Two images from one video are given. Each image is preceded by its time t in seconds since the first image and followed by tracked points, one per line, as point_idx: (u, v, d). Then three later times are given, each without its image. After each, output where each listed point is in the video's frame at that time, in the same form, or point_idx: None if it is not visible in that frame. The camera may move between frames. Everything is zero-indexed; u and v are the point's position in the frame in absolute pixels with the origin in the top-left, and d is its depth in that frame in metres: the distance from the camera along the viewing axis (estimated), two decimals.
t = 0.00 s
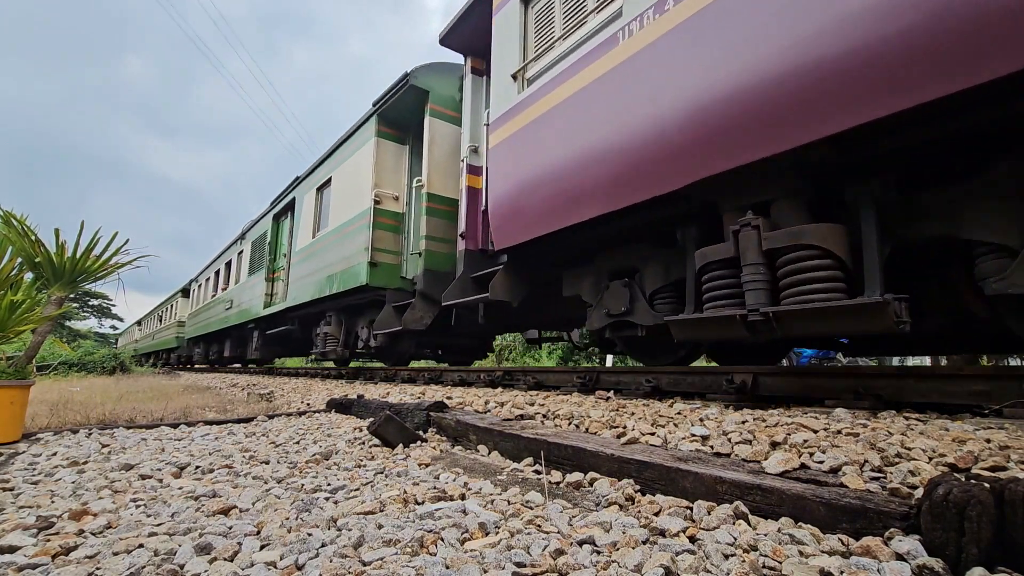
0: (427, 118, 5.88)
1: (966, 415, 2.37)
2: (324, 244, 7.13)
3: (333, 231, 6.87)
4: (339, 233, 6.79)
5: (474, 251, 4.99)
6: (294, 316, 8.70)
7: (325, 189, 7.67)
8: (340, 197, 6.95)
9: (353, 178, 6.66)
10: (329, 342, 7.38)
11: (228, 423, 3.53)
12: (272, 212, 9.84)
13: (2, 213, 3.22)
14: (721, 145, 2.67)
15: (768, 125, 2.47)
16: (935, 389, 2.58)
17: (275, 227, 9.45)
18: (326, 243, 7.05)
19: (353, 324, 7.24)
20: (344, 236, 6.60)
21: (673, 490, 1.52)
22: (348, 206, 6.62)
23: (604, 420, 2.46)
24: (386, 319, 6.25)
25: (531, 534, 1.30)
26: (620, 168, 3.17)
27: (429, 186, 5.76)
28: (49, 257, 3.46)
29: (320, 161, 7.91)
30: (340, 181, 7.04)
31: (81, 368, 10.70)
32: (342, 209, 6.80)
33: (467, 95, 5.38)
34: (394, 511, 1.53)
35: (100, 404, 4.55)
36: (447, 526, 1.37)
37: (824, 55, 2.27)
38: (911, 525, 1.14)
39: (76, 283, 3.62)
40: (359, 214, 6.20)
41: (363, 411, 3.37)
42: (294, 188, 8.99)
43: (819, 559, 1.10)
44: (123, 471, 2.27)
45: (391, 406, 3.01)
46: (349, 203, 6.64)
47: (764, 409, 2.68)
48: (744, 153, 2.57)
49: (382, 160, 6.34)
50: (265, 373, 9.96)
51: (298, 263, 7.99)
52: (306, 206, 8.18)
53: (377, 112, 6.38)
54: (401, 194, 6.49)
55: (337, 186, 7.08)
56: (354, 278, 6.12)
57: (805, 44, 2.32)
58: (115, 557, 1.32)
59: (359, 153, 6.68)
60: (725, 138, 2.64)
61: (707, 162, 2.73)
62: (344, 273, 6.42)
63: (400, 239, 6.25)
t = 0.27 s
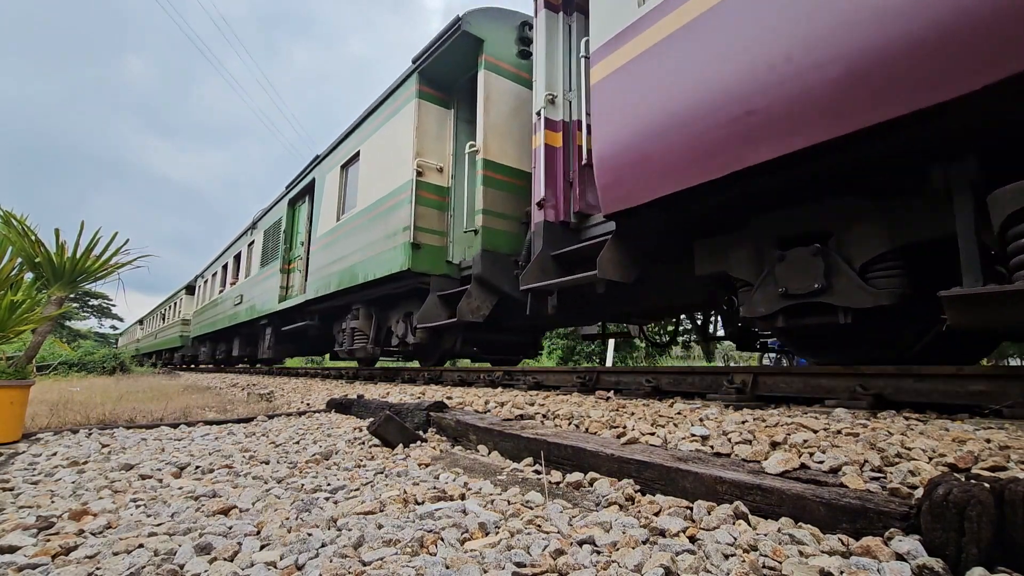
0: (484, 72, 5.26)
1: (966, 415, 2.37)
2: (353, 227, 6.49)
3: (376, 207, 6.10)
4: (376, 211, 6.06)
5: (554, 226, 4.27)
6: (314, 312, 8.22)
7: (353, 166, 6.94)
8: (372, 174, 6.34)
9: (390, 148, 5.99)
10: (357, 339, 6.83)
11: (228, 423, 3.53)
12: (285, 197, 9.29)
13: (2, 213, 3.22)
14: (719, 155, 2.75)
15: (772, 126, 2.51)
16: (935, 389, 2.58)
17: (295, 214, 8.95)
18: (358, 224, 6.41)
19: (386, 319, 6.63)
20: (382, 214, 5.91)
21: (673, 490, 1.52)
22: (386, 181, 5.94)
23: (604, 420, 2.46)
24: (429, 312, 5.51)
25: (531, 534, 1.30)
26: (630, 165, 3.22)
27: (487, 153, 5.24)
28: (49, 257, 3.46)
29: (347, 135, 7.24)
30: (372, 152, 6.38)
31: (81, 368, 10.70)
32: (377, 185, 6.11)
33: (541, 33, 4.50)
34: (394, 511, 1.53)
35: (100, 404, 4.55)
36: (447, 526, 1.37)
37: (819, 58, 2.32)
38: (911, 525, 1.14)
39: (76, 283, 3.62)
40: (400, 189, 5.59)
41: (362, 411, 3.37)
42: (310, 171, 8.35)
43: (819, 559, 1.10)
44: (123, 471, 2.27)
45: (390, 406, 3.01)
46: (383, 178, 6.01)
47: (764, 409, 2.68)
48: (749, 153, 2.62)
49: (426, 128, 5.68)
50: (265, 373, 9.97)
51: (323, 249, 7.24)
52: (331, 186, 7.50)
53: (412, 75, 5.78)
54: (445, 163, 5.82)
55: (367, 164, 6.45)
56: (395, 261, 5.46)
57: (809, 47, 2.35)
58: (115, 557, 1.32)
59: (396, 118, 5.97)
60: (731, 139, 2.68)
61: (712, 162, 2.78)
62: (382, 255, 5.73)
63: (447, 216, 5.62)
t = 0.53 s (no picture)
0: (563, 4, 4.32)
1: (966, 415, 2.36)
2: (386, 203, 5.71)
3: (413, 179, 5.34)
4: (422, 181, 5.25)
5: (684, 182, 3.37)
6: (336, 304, 7.40)
7: (382, 138, 6.21)
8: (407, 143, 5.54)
9: (430, 114, 5.24)
10: (394, 335, 5.90)
11: (228, 423, 3.53)
12: (299, 185, 8.73)
13: (2, 213, 3.22)
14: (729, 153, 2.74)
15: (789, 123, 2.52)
16: (935, 389, 2.58)
17: (312, 198, 8.27)
18: (395, 198, 5.57)
19: (427, 311, 5.87)
20: (429, 184, 5.07)
21: (673, 490, 1.52)
22: (428, 150, 5.20)
23: (604, 420, 2.46)
24: (491, 302, 4.62)
25: (531, 534, 1.30)
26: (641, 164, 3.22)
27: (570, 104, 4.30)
28: (49, 257, 3.46)
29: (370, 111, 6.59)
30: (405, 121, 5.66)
31: (81, 368, 10.70)
32: (417, 155, 5.35)
33: None
34: (394, 512, 1.53)
35: (100, 404, 4.55)
36: (447, 526, 1.37)
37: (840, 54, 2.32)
38: (911, 526, 1.14)
39: (76, 283, 3.62)
40: (451, 155, 4.80)
41: (363, 411, 3.37)
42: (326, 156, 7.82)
43: (819, 559, 1.10)
44: (123, 471, 2.27)
45: (390, 406, 3.01)
46: (429, 140, 5.17)
47: (764, 409, 2.68)
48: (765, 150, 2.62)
49: (483, 81, 4.80)
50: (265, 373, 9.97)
51: (348, 234, 6.60)
52: (356, 163, 6.64)
53: (468, 16, 4.87)
54: (508, 125, 4.96)
55: (410, 125, 5.53)
56: (449, 237, 4.65)
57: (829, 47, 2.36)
58: (115, 557, 1.32)
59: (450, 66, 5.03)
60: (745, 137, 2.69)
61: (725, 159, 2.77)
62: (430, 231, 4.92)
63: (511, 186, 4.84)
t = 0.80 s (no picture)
0: None
1: (966, 416, 2.37)
2: (417, 183, 4.93)
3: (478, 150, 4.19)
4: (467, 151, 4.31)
5: (933, 98, 2.25)
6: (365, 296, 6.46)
7: (418, 102, 5.25)
8: (460, 102, 4.49)
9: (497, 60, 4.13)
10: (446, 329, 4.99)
11: (228, 423, 3.53)
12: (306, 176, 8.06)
13: (2, 213, 3.22)
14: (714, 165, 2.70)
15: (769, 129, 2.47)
16: (935, 389, 2.57)
17: (335, 178, 7.17)
18: (427, 179, 4.82)
19: (486, 300, 4.91)
20: (490, 146, 4.07)
21: (673, 490, 1.52)
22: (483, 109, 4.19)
23: (604, 420, 2.46)
24: (588, 284, 3.56)
25: (531, 534, 1.30)
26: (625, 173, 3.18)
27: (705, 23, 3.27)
28: (49, 257, 3.46)
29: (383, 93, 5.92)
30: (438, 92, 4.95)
31: (81, 368, 10.70)
32: (461, 121, 4.45)
33: None
34: (394, 511, 1.53)
35: (100, 404, 4.55)
36: (447, 526, 1.37)
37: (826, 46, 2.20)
38: (911, 525, 1.14)
39: (76, 283, 3.62)
40: (547, 93, 3.59)
41: (363, 411, 3.37)
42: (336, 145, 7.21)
43: (819, 559, 1.10)
44: (123, 471, 2.27)
45: (391, 406, 3.01)
46: (496, 96, 4.07)
47: (764, 409, 2.68)
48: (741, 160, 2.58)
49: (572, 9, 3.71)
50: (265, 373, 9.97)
51: (379, 215, 5.66)
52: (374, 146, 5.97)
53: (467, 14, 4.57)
54: (602, 63, 3.84)
55: (456, 85, 4.59)
56: (531, 207, 3.61)
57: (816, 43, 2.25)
58: (115, 557, 1.32)
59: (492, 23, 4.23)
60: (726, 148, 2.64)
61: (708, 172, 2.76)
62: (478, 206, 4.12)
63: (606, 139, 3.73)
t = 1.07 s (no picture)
0: None
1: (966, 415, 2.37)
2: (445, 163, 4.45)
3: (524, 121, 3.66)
4: (517, 118, 3.71)
5: None
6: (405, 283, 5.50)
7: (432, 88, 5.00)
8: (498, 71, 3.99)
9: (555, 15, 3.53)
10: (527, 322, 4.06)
11: (228, 423, 3.53)
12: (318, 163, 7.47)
13: (2, 214, 3.22)
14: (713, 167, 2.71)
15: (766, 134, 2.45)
16: (935, 389, 2.58)
17: (366, 152, 6.24)
18: (460, 156, 4.26)
19: (576, 282, 4.00)
20: (548, 110, 3.47)
21: (673, 490, 1.52)
22: (535, 72, 3.63)
23: (604, 420, 2.46)
24: (758, 254, 2.60)
25: (531, 534, 1.30)
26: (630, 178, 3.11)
27: None
28: (49, 257, 3.46)
29: (404, 68, 5.40)
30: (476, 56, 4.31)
31: (81, 368, 10.71)
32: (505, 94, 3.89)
33: None
34: (394, 511, 1.53)
35: (100, 404, 4.56)
36: (447, 526, 1.37)
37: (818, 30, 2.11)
38: (911, 525, 1.14)
39: (76, 283, 3.62)
40: (628, 39, 3.00)
41: (363, 411, 3.37)
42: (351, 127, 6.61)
43: (819, 559, 1.10)
44: (123, 471, 2.27)
45: (391, 406, 3.01)
46: (554, 58, 3.48)
47: (764, 409, 2.68)
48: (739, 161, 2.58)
49: None
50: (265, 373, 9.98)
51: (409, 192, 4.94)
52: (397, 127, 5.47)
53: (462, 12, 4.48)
54: None
55: (505, 50, 4.03)
56: (678, 143, 2.68)
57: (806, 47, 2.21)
58: (115, 557, 1.32)
59: None
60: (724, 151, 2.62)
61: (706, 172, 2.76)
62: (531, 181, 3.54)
63: (766, 59, 2.89)
